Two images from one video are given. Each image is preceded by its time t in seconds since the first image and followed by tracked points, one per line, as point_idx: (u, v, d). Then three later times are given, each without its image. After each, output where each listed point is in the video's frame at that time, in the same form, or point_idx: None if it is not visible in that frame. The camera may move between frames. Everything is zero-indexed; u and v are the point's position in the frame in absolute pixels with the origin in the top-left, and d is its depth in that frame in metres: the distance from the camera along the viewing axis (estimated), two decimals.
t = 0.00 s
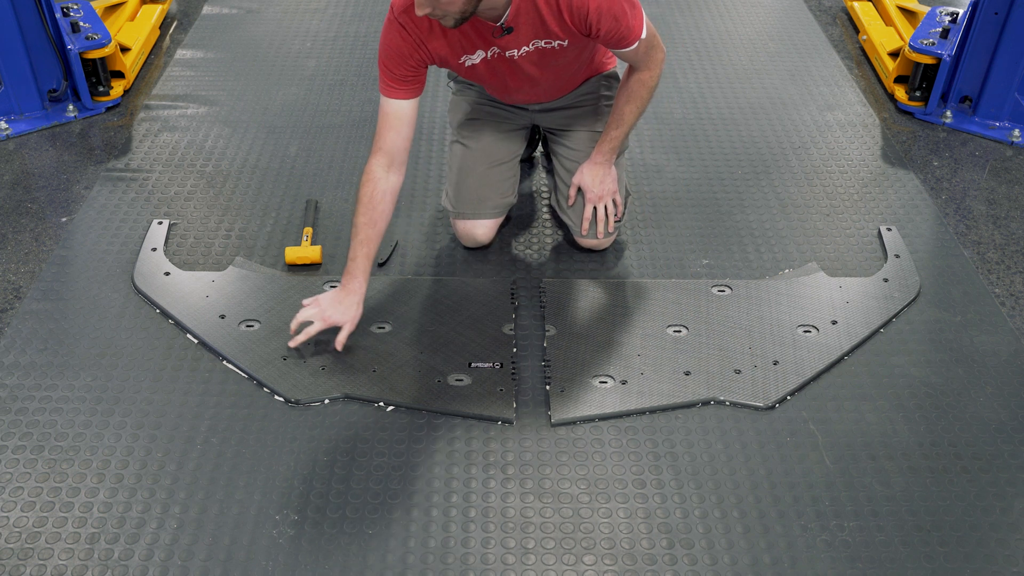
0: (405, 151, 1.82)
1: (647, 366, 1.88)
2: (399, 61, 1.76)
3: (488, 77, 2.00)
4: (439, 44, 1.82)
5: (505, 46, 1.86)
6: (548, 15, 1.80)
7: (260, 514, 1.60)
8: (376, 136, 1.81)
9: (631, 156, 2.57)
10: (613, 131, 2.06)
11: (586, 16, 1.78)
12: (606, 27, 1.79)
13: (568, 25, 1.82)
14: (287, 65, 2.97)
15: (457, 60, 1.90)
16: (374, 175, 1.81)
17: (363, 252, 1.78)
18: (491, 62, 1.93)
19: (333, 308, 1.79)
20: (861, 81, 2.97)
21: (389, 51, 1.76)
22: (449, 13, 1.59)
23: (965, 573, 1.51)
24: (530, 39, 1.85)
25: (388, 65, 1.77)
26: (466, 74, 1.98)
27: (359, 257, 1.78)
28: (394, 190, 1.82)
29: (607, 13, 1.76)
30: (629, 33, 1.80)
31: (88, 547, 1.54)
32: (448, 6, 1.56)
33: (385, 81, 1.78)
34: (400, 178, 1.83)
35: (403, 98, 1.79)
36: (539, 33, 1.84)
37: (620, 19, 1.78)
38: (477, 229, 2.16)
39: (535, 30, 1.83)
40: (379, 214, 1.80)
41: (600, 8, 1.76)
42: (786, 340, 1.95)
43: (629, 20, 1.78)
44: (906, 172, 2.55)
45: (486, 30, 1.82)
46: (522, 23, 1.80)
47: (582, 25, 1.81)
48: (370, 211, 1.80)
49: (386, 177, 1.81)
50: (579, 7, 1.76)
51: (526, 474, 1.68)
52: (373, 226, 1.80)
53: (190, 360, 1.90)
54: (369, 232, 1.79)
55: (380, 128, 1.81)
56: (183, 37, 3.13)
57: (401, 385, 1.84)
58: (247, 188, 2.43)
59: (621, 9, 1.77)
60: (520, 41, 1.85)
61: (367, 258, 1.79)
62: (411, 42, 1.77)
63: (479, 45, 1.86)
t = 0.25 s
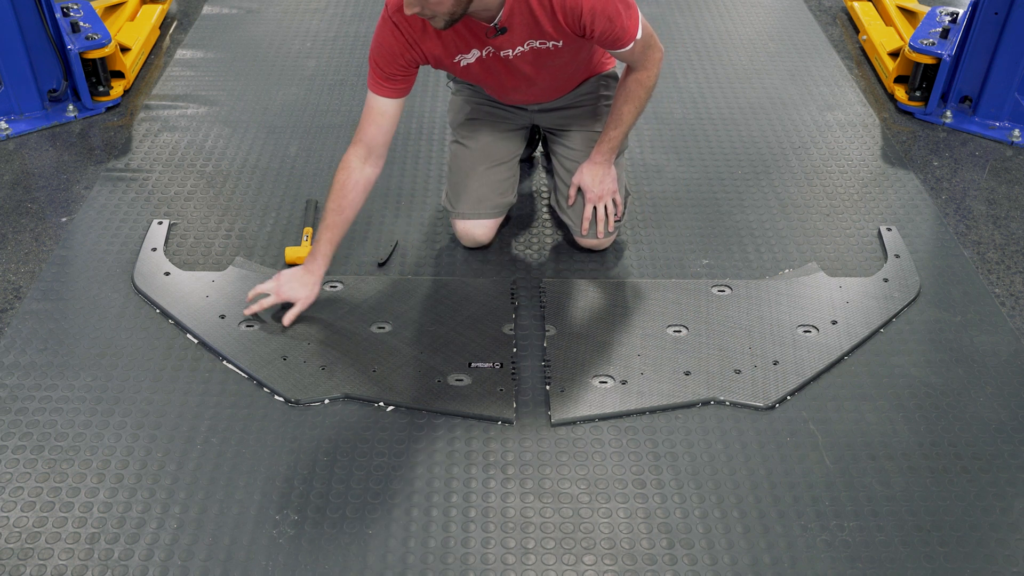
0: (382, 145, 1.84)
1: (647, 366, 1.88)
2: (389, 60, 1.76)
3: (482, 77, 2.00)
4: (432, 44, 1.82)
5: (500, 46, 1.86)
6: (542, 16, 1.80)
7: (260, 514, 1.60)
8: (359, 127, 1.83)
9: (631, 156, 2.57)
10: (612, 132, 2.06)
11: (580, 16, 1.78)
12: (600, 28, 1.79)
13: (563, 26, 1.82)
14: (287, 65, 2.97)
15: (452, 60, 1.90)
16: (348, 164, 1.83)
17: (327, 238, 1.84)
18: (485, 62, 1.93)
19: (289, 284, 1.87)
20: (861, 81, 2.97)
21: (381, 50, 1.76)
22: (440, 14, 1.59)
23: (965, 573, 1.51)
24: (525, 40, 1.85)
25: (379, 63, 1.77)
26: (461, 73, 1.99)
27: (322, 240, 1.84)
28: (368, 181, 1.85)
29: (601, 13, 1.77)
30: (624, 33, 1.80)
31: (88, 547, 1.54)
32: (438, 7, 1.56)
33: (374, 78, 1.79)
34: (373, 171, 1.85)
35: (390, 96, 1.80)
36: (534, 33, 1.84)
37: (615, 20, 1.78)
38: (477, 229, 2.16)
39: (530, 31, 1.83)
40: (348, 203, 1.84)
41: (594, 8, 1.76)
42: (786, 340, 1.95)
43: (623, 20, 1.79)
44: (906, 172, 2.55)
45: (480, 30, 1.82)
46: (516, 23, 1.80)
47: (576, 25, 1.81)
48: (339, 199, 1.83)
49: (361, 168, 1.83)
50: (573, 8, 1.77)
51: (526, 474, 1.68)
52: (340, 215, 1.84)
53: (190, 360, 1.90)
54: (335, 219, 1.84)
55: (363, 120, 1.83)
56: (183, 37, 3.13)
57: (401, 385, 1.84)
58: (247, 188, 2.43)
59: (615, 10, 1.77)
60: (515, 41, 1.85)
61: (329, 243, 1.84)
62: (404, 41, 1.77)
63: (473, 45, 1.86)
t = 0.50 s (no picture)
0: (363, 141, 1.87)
1: (646, 366, 1.88)
2: (380, 61, 1.79)
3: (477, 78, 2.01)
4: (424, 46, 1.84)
5: (493, 48, 1.87)
6: (533, 18, 1.80)
7: (260, 514, 1.60)
8: (343, 121, 1.87)
9: (632, 156, 2.57)
10: (610, 132, 2.06)
11: (571, 18, 1.78)
12: (592, 30, 1.79)
13: (554, 28, 1.82)
14: (287, 65, 2.97)
15: (446, 62, 1.91)
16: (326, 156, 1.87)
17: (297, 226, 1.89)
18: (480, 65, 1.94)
19: (257, 264, 1.94)
20: (861, 81, 2.97)
21: (372, 52, 1.79)
22: (428, 15, 1.61)
23: (965, 573, 1.51)
24: (517, 41, 1.85)
25: (369, 63, 1.79)
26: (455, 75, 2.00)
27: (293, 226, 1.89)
28: (345, 176, 1.89)
29: (591, 15, 1.76)
30: (615, 35, 1.80)
31: (88, 547, 1.54)
32: (427, 7, 1.58)
33: (363, 77, 1.82)
34: (351, 166, 1.89)
35: (376, 95, 1.84)
36: (526, 35, 1.84)
37: (606, 21, 1.77)
38: (477, 229, 2.16)
39: (522, 33, 1.83)
40: (323, 194, 1.88)
41: (584, 10, 1.76)
42: (786, 340, 1.95)
43: (614, 22, 1.78)
44: (906, 172, 2.55)
45: (472, 32, 1.83)
46: (507, 25, 1.81)
47: (568, 27, 1.81)
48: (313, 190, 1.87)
49: (340, 162, 1.87)
50: (563, 10, 1.77)
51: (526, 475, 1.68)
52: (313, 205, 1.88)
53: (190, 360, 1.90)
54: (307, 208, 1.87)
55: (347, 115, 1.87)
56: (183, 37, 3.13)
57: (401, 385, 1.84)
58: (247, 188, 2.43)
59: (606, 12, 1.77)
60: (508, 43, 1.85)
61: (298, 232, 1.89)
62: (395, 44, 1.79)
63: (466, 46, 1.87)
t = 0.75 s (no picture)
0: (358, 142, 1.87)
1: (646, 366, 1.88)
2: (374, 61, 1.79)
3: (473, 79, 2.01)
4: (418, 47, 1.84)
5: (486, 48, 1.87)
6: (526, 18, 1.80)
7: (260, 514, 1.60)
8: (338, 122, 1.87)
9: (632, 156, 2.57)
10: (606, 132, 2.06)
11: (562, 19, 1.78)
12: (584, 30, 1.78)
13: (546, 28, 1.82)
14: (287, 65, 2.97)
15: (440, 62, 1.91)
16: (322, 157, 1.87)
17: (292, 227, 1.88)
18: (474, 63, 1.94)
19: (252, 265, 1.96)
20: (861, 81, 2.97)
21: (366, 52, 1.79)
22: (418, 15, 1.61)
23: (965, 573, 1.51)
24: (510, 41, 1.85)
25: (363, 64, 1.80)
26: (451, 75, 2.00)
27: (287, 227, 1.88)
28: (340, 176, 1.89)
29: (583, 15, 1.76)
30: (608, 35, 1.80)
31: (88, 547, 1.54)
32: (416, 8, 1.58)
33: (357, 78, 1.82)
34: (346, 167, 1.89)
35: (371, 96, 1.84)
36: (520, 35, 1.84)
37: (598, 21, 1.77)
38: (476, 229, 2.16)
39: (515, 32, 1.83)
40: (318, 194, 1.88)
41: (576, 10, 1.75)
42: (786, 340, 1.95)
43: (606, 22, 1.78)
44: (906, 172, 2.55)
45: (465, 31, 1.83)
46: (500, 26, 1.81)
47: (560, 27, 1.81)
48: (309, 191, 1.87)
49: (335, 163, 1.88)
50: (555, 10, 1.76)
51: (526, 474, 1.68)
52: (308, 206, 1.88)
53: (190, 360, 1.90)
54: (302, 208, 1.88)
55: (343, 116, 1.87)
56: (183, 37, 3.13)
57: (401, 384, 1.84)
58: (247, 188, 2.43)
59: (597, 12, 1.76)
60: (501, 43, 1.85)
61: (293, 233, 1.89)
62: (389, 44, 1.79)
63: (460, 46, 1.87)
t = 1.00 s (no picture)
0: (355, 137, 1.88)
1: (646, 366, 1.88)
2: (373, 58, 1.79)
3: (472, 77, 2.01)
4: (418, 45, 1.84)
5: (486, 45, 1.87)
6: (525, 15, 1.80)
7: (260, 514, 1.60)
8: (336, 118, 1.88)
9: (632, 156, 2.57)
10: (605, 130, 2.06)
11: (562, 16, 1.78)
12: (583, 27, 1.79)
13: (546, 25, 1.82)
14: (287, 65, 2.97)
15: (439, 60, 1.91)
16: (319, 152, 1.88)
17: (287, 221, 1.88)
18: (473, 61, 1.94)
19: (246, 261, 1.94)
20: (861, 81, 2.97)
21: (366, 50, 1.79)
22: (420, 13, 1.61)
23: (965, 573, 1.51)
24: (510, 38, 1.85)
25: (363, 61, 1.80)
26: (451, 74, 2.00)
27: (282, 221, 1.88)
28: (336, 172, 1.89)
29: (583, 12, 1.76)
30: (607, 31, 1.80)
31: (88, 547, 1.54)
32: (418, 5, 1.58)
33: (357, 75, 1.82)
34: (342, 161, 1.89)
35: (370, 94, 1.84)
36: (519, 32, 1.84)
37: (598, 17, 1.77)
38: (476, 229, 2.16)
39: (515, 30, 1.83)
40: (314, 189, 1.88)
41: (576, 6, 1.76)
42: (786, 340, 1.95)
43: (606, 18, 1.78)
44: (906, 172, 2.55)
45: (465, 29, 1.83)
46: (500, 23, 1.81)
47: (559, 25, 1.81)
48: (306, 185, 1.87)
49: (332, 158, 1.88)
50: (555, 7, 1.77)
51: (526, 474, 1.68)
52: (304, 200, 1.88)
53: (190, 360, 1.90)
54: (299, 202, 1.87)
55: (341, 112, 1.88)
56: (183, 37, 3.13)
57: (401, 384, 1.84)
58: (247, 188, 2.43)
59: (597, 8, 1.77)
60: (501, 40, 1.85)
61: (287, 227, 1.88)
62: (389, 41, 1.79)
63: (459, 44, 1.87)
